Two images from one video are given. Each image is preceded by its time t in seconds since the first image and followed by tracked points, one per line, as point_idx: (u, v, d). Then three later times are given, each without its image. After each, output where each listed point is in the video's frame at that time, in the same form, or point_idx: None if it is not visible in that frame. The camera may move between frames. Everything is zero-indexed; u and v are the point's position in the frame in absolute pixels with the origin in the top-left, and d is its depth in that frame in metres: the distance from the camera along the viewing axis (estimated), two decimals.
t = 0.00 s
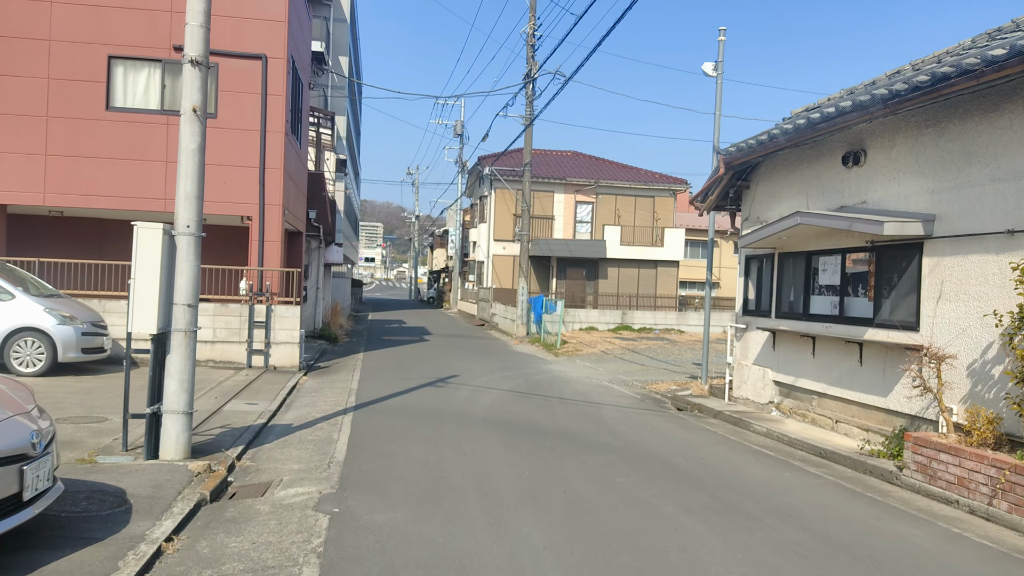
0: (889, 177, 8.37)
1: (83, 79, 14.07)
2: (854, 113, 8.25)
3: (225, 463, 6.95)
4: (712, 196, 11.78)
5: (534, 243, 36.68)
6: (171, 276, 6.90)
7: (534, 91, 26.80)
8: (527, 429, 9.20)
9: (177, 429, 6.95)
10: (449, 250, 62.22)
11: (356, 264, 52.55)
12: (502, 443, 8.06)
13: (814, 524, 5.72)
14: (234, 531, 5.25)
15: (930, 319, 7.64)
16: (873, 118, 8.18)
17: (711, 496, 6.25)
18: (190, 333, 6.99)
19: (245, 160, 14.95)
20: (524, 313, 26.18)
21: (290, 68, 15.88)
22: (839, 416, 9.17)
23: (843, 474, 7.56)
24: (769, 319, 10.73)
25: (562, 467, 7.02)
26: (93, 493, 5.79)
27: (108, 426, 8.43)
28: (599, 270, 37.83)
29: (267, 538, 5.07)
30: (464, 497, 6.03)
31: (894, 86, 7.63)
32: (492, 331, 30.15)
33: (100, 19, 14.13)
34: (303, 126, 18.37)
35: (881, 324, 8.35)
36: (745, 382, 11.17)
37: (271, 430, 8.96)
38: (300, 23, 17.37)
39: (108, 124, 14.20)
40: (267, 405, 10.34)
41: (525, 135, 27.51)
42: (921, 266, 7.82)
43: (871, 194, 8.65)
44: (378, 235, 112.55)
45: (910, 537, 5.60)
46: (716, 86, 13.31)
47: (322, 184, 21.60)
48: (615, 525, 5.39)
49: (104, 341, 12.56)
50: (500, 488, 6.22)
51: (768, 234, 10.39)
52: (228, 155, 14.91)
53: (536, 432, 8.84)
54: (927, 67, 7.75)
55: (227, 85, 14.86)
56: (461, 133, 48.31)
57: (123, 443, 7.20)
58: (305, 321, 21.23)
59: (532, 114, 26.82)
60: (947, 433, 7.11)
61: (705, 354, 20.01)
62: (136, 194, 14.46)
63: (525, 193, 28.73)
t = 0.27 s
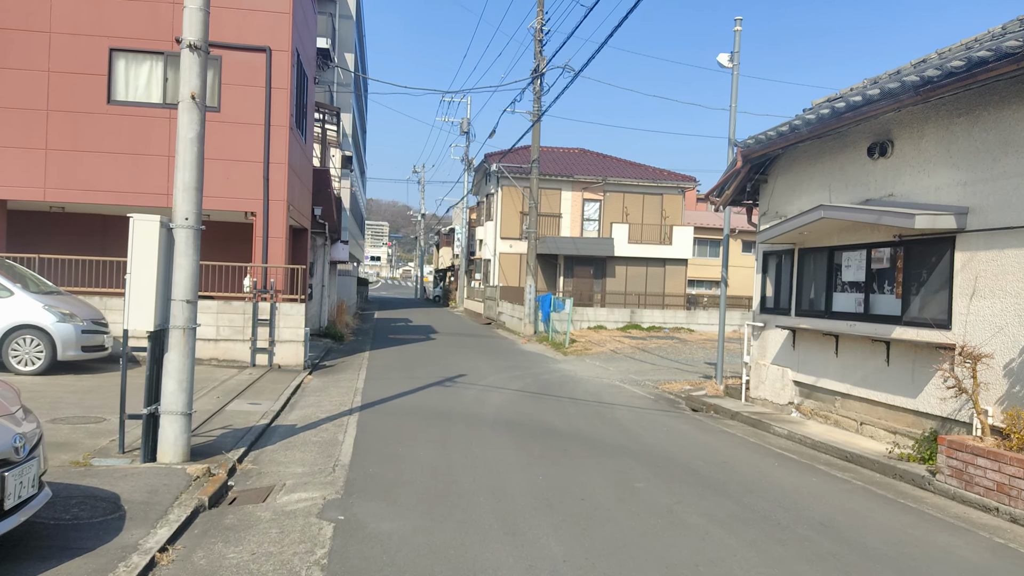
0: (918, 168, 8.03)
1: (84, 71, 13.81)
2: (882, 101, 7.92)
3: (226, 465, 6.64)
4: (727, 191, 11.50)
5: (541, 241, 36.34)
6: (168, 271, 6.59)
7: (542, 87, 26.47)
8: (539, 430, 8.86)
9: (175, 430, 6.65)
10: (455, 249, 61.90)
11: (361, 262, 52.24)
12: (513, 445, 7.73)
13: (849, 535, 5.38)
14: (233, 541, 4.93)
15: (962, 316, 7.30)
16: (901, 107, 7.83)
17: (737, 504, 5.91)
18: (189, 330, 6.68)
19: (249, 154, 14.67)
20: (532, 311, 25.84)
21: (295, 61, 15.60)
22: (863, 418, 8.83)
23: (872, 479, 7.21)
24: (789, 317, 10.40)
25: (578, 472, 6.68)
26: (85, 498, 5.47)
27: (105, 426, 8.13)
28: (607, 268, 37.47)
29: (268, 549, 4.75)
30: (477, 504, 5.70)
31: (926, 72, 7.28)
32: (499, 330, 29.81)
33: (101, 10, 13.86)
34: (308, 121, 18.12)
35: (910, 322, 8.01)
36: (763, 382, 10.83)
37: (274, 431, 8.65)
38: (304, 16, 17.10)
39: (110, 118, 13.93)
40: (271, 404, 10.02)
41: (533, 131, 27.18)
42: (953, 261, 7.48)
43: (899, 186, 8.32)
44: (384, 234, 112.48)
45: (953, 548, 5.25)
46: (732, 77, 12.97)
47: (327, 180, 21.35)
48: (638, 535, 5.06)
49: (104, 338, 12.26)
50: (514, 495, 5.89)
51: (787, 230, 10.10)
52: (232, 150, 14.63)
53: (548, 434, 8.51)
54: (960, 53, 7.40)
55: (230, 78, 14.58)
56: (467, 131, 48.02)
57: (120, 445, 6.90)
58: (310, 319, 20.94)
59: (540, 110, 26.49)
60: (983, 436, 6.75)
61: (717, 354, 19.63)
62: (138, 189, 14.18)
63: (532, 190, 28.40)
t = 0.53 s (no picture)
0: (953, 164, 7.68)
1: (88, 68, 13.56)
2: (916, 93, 7.57)
3: (228, 476, 6.34)
4: (748, 188, 11.19)
5: (551, 241, 36.02)
6: (169, 272, 6.30)
7: (552, 85, 26.15)
8: (554, 437, 8.54)
9: (175, 439, 6.34)
10: (463, 249, 61.65)
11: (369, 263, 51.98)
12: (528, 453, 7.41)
13: (889, 554, 5.03)
14: (233, 561, 4.63)
15: (1000, 319, 6.94)
16: (936, 99, 7.47)
17: (768, 520, 5.56)
18: (190, 334, 6.38)
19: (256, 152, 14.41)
20: (543, 311, 25.54)
21: (303, 57, 15.33)
22: (893, 425, 8.50)
23: (905, 491, 6.86)
24: (813, 319, 10.08)
25: (597, 483, 6.35)
26: (79, 513, 5.18)
27: (105, 433, 7.85)
28: (617, 268, 37.12)
29: (270, 570, 4.44)
30: (492, 518, 5.38)
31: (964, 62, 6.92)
32: (509, 330, 29.49)
33: (105, 6, 13.62)
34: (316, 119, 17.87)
35: (943, 325, 7.67)
36: (785, 386, 10.50)
37: (280, 437, 8.36)
38: (313, 12, 16.85)
39: (114, 116, 13.68)
40: (277, 409, 9.71)
41: (543, 130, 26.85)
42: (990, 261, 7.12)
43: (932, 182, 8.00)
44: (393, 234, 112.42)
45: (1002, 569, 4.90)
46: (751, 71, 12.64)
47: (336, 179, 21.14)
48: (666, 556, 4.72)
49: (108, 341, 12.01)
50: (531, 509, 5.57)
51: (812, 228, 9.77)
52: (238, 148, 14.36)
53: (564, 440, 8.18)
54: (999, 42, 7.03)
55: (236, 75, 14.31)
56: (476, 130, 47.75)
57: (119, 453, 6.61)
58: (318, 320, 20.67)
59: (550, 108, 26.18)
60: None
61: (732, 356, 19.27)
62: (142, 188, 13.93)
63: (543, 189, 28.08)
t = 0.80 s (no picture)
0: (979, 149, 7.36)
1: (82, 56, 13.25)
2: (941, 74, 7.22)
3: (220, 475, 6.03)
4: (760, 176, 10.88)
5: (556, 233, 35.67)
6: (156, 262, 6.00)
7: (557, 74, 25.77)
8: (561, 433, 8.22)
9: (164, 437, 6.04)
10: (468, 242, 61.31)
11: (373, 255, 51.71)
12: (534, 450, 7.11)
13: (921, 561, 4.71)
14: (219, 568, 4.32)
15: None
16: (963, 80, 7.14)
17: (790, 523, 5.23)
18: (179, 327, 6.08)
19: (255, 141, 14.11)
20: (547, 304, 25.23)
21: (302, 44, 15.01)
22: (915, 421, 8.20)
23: (931, 491, 6.54)
24: (829, 312, 9.76)
25: (607, 483, 6.04)
26: (59, 516, 4.87)
27: (95, 430, 7.56)
28: (623, 260, 36.77)
29: None
30: (497, 521, 5.07)
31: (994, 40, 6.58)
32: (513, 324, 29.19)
33: None
34: (316, 108, 17.57)
35: (969, 317, 7.36)
36: (799, 380, 10.18)
37: (277, 434, 8.06)
38: None
39: (109, 104, 13.37)
40: (275, 404, 9.41)
41: (548, 120, 26.47)
42: (1020, 250, 6.79)
43: (956, 169, 7.69)
44: (396, 228, 112.11)
45: None
46: (764, 55, 12.30)
47: (339, 170, 20.85)
48: (684, 563, 4.40)
49: (104, 334, 11.72)
50: (538, 511, 5.25)
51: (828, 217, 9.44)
52: (236, 137, 14.05)
53: (570, 436, 7.87)
54: None
55: (234, 62, 13.99)
56: (480, 122, 47.37)
57: (107, 452, 6.31)
58: (319, 314, 20.43)
59: (554, 97, 25.80)
60: None
61: (740, 349, 18.93)
62: (139, 178, 13.63)
63: (547, 180, 27.71)
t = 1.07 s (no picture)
0: (1008, 138, 7.06)
1: (73, 45, 12.89)
2: (970, 58, 6.95)
3: (207, 484, 5.67)
4: (773, 168, 10.59)
5: (558, 229, 35.29)
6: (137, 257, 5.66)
7: (559, 67, 25.37)
8: (567, 437, 7.87)
9: (146, 443, 5.68)
10: (469, 238, 60.92)
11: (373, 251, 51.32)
12: (538, 456, 6.75)
13: None
14: None
15: None
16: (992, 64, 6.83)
17: (815, 539, 4.88)
18: (162, 326, 5.73)
19: (250, 134, 13.77)
20: (550, 301, 24.88)
21: (298, 34, 14.70)
22: (937, 424, 7.87)
23: (957, 500, 6.19)
24: (845, 310, 9.42)
25: (617, 493, 5.68)
26: (33, 529, 4.48)
27: (78, 433, 7.21)
28: (625, 257, 36.40)
29: None
30: (500, 536, 4.71)
31: None
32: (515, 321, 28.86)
33: None
34: (315, 100, 17.24)
35: (996, 316, 7.03)
36: (813, 381, 9.83)
37: (270, 438, 7.71)
38: None
39: (100, 95, 13.02)
40: (268, 405, 9.05)
41: (550, 114, 26.06)
42: None
43: (983, 159, 7.41)
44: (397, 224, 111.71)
45: None
46: (776, 43, 11.95)
47: (338, 164, 20.52)
48: None
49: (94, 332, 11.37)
50: (544, 525, 4.90)
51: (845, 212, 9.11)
52: (231, 129, 13.71)
53: (576, 440, 7.51)
54: None
55: (229, 52, 13.65)
56: (481, 117, 46.95)
57: (87, 458, 5.93)
58: (317, 311, 20.25)
59: (557, 91, 25.40)
60: None
61: (747, 347, 18.58)
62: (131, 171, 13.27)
63: (550, 174, 27.32)
